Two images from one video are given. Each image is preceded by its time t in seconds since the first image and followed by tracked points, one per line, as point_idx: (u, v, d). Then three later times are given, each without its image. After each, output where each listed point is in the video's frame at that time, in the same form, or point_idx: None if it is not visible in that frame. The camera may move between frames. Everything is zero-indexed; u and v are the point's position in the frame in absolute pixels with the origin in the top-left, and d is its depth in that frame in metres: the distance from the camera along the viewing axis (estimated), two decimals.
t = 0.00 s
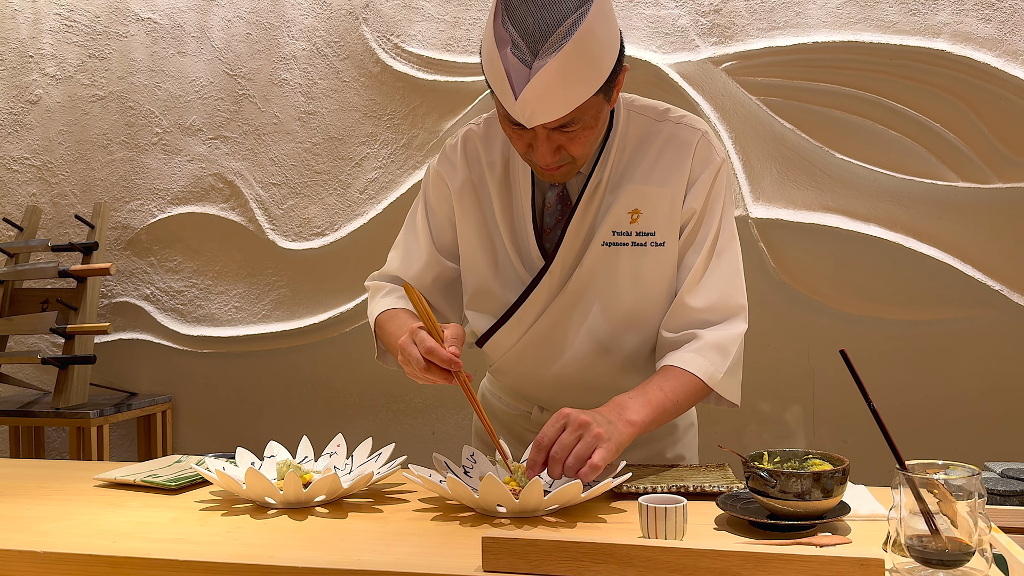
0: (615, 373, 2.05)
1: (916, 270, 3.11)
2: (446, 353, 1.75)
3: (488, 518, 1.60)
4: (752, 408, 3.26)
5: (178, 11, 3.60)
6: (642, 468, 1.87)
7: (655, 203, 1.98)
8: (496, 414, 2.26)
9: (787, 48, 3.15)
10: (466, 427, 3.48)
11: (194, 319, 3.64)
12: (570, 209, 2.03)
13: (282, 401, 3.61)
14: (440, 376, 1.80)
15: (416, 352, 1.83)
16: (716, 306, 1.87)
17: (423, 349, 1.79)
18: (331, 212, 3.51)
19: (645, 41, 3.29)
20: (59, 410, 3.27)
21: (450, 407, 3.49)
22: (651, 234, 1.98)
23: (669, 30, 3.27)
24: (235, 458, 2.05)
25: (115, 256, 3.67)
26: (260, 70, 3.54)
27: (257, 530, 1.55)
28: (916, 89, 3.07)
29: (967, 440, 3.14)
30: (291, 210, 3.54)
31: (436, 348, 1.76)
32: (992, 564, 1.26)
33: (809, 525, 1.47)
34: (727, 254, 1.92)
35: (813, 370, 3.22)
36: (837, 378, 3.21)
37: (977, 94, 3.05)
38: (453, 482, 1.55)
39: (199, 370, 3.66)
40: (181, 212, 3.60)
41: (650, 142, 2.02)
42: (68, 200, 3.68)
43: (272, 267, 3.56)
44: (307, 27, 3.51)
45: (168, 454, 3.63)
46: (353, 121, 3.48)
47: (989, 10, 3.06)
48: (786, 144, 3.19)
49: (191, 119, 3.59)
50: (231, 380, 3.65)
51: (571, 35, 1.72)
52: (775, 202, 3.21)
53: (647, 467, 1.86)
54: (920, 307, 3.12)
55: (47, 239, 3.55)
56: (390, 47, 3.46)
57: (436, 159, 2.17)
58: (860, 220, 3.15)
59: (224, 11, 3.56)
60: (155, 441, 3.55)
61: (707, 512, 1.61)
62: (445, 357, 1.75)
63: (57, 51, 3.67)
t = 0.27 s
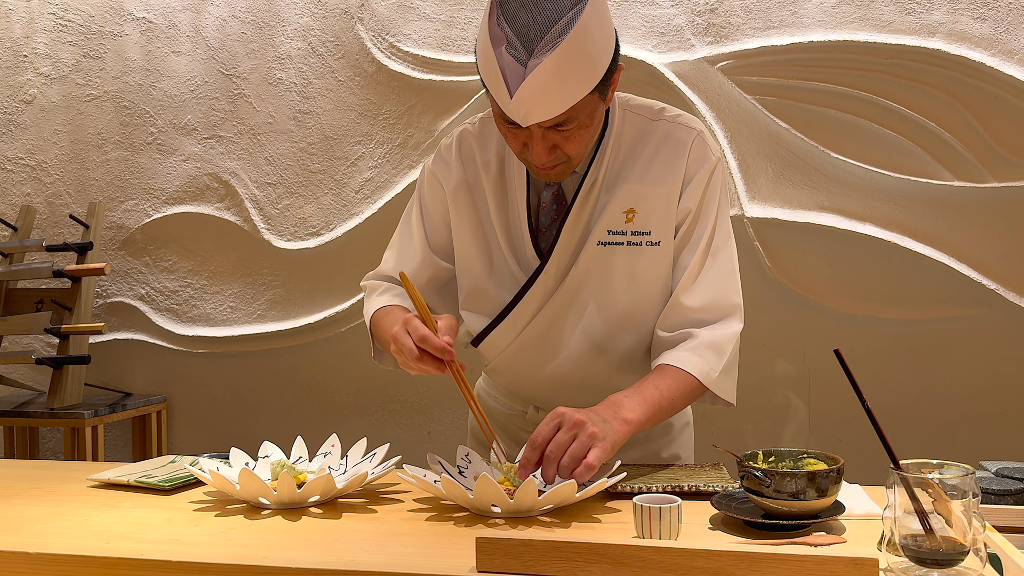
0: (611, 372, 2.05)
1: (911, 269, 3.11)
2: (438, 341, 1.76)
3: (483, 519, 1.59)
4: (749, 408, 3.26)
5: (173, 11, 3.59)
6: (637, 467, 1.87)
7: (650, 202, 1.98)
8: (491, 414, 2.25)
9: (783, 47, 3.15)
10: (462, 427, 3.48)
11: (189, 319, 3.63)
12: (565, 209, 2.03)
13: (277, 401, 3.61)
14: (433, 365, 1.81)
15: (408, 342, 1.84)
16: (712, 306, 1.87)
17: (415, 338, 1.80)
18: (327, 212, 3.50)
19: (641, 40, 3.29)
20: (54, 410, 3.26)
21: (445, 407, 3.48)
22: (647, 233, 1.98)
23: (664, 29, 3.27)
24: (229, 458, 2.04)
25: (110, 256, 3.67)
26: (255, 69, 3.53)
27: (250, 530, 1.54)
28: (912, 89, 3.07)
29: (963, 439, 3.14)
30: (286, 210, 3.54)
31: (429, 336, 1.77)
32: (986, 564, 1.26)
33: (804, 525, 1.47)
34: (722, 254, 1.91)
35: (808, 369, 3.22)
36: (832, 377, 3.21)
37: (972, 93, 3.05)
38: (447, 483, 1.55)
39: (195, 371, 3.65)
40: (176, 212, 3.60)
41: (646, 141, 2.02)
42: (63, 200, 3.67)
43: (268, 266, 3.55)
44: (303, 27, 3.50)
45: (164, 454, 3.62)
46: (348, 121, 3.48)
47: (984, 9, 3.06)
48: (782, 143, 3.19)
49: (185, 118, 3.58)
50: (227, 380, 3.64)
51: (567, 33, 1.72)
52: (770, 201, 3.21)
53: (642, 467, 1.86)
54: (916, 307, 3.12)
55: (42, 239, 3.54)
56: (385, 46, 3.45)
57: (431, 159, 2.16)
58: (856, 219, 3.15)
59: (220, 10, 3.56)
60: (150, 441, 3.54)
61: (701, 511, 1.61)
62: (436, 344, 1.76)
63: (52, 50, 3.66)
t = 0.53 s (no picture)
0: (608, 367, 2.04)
1: (906, 270, 3.11)
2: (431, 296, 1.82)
3: (478, 519, 1.59)
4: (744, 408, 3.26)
5: (168, 11, 3.58)
6: (633, 468, 1.87)
7: (647, 198, 1.98)
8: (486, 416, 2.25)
9: (778, 49, 3.15)
10: (458, 427, 3.47)
11: (184, 319, 3.62)
12: (561, 204, 2.03)
13: (272, 401, 3.60)
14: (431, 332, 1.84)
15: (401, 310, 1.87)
16: (718, 299, 1.87)
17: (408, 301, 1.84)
18: (322, 212, 3.50)
19: (636, 41, 3.28)
20: (48, 410, 3.25)
21: (441, 407, 3.48)
22: (644, 229, 1.97)
23: (659, 30, 3.27)
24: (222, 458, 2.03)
25: (104, 256, 3.66)
26: (250, 70, 3.53)
27: (244, 531, 1.54)
28: (906, 90, 3.07)
29: (958, 439, 3.14)
30: (281, 210, 3.53)
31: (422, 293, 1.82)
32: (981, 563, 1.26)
33: (799, 525, 1.46)
34: (724, 248, 1.92)
35: (804, 369, 3.22)
36: (828, 377, 3.21)
37: (966, 94, 3.05)
38: (442, 483, 1.55)
39: (190, 371, 3.64)
40: (171, 212, 3.59)
41: (641, 137, 2.01)
42: (57, 200, 3.66)
43: (263, 266, 3.55)
44: (297, 27, 3.50)
45: (159, 454, 3.61)
46: (343, 121, 3.47)
47: (978, 11, 3.06)
48: (777, 144, 3.19)
49: (180, 118, 3.57)
50: (222, 380, 3.63)
51: (565, 24, 1.72)
52: (766, 202, 3.21)
53: (638, 467, 1.86)
54: (911, 307, 3.12)
55: (36, 239, 3.53)
56: (380, 46, 3.45)
57: (423, 159, 2.16)
58: (851, 220, 3.15)
59: (214, 10, 3.55)
60: (145, 441, 3.53)
61: (696, 511, 1.61)
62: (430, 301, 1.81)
63: (46, 50, 3.65)
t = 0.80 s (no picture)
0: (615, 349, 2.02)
1: (903, 269, 3.11)
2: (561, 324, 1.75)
3: (472, 518, 1.58)
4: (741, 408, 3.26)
5: (163, 9, 3.57)
6: (629, 467, 1.86)
7: (653, 178, 2.04)
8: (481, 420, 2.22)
9: (775, 47, 3.14)
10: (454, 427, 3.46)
11: (179, 319, 3.61)
12: (564, 185, 2.03)
13: (268, 401, 3.59)
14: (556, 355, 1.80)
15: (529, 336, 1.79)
16: (732, 269, 2.06)
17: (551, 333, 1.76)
18: (318, 211, 3.49)
19: (632, 40, 3.28)
20: (43, 410, 3.24)
21: (438, 408, 3.47)
22: (651, 208, 2.03)
23: (656, 29, 3.26)
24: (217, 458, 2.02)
25: (100, 255, 3.65)
26: (246, 68, 3.52)
27: (237, 531, 1.53)
28: (903, 89, 3.07)
29: (954, 439, 3.14)
30: (277, 209, 3.52)
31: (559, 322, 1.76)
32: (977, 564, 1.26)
33: (795, 525, 1.46)
34: (729, 225, 2.06)
35: (801, 368, 3.22)
36: (825, 377, 3.21)
37: (963, 93, 3.05)
38: (436, 482, 1.54)
39: (185, 371, 3.64)
40: (167, 211, 3.58)
41: (644, 120, 2.07)
42: (53, 199, 3.65)
43: (259, 265, 3.54)
44: (293, 25, 3.49)
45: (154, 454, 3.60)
46: (339, 120, 3.46)
47: (975, 10, 3.06)
48: (774, 143, 3.19)
49: (176, 117, 3.56)
50: (217, 380, 3.62)
51: None
52: (763, 201, 3.20)
53: (634, 467, 1.85)
54: (908, 306, 3.12)
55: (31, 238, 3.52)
56: (377, 45, 3.44)
57: (418, 158, 2.14)
58: (849, 219, 3.15)
59: (210, 9, 3.54)
60: (140, 442, 3.52)
61: (692, 511, 1.61)
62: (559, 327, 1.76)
63: (41, 48, 3.64)
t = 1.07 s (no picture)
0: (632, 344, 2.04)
1: (901, 269, 3.11)
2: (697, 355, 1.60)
3: (469, 519, 1.57)
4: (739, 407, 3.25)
5: (159, 8, 3.56)
6: (627, 467, 1.85)
7: (666, 171, 2.05)
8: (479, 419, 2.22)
9: (772, 47, 3.14)
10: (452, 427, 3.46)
11: (176, 319, 3.61)
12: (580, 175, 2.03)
13: (264, 401, 3.58)
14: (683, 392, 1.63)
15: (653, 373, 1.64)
16: (745, 268, 2.04)
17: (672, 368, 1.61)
18: (314, 210, 3.48)
19: (629, 39, 3.28)
20: (39, 410, 3.23)
21: (434, 407, 3.46)
22: (665, 199, 2.04)
23: (653, 28, 3.26)
24: (212, 458, 2.02)
25: (95, 255, 3.64)
26: (242, 67, 3.51)
27: (233, 532, 1.52)
28: (900, 88, 3.07)
29: (951, 439, 3.14)
30: (274, 208, 3.51)
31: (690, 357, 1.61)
32: (975, 564, 1.25)
33: (793, 525, 1.45)
34: (739, 221, 2.07)
35: (798, 368, 3.22)
36: (821, 376, 3.21)
37: (960, 92, 3.04)
38: (433, 483, 1.54)
39: (182, 371, 3.63)
40: (163, 211, 3.57)
41: (653, 115, 2.09)
42: (49, 198, 3.64)
43: (255, 265, 3.53)
44: (290, 24, 3.48)
45: (150, 454, 3.60)
46: (336, 119, 3.45)
47: (972, 9, 3.06)
48: (771, 142, 3.18)
49: (172, 116, 3.55)
50: (213, 380, 3.61)
51: None
52: (760, 201, 3.20)
53: (631, 467, 1.85)
54: (906, 306, 3.12)
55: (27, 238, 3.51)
56: (374, 44, 3.43)
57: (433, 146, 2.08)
58: (845, 218, 3.15)
59: (206, 7, 3.53)
60: (137, 442, 3.51)
61: (689, 511, 1.60)
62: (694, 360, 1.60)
63: (37, 47, 3.63)
